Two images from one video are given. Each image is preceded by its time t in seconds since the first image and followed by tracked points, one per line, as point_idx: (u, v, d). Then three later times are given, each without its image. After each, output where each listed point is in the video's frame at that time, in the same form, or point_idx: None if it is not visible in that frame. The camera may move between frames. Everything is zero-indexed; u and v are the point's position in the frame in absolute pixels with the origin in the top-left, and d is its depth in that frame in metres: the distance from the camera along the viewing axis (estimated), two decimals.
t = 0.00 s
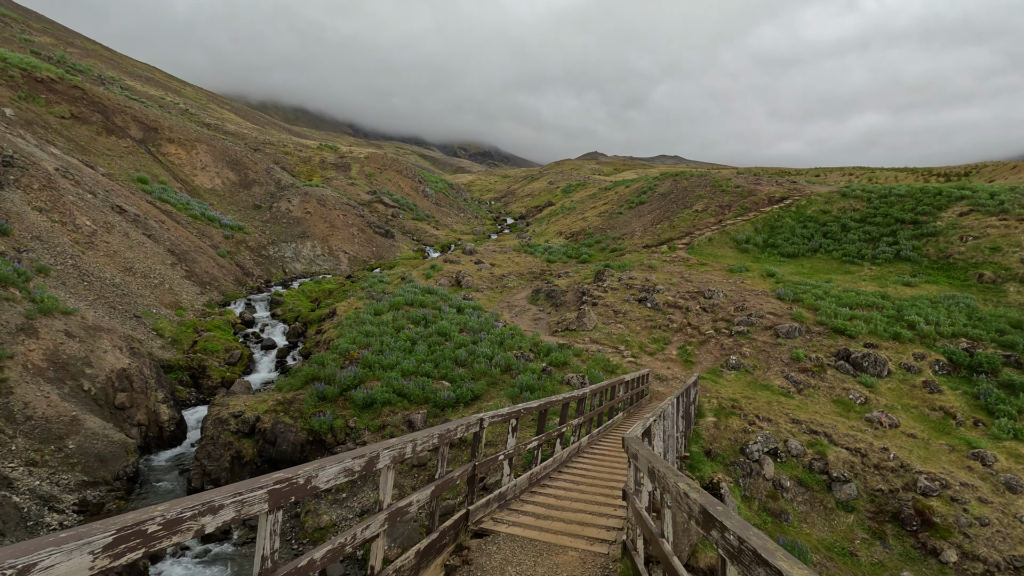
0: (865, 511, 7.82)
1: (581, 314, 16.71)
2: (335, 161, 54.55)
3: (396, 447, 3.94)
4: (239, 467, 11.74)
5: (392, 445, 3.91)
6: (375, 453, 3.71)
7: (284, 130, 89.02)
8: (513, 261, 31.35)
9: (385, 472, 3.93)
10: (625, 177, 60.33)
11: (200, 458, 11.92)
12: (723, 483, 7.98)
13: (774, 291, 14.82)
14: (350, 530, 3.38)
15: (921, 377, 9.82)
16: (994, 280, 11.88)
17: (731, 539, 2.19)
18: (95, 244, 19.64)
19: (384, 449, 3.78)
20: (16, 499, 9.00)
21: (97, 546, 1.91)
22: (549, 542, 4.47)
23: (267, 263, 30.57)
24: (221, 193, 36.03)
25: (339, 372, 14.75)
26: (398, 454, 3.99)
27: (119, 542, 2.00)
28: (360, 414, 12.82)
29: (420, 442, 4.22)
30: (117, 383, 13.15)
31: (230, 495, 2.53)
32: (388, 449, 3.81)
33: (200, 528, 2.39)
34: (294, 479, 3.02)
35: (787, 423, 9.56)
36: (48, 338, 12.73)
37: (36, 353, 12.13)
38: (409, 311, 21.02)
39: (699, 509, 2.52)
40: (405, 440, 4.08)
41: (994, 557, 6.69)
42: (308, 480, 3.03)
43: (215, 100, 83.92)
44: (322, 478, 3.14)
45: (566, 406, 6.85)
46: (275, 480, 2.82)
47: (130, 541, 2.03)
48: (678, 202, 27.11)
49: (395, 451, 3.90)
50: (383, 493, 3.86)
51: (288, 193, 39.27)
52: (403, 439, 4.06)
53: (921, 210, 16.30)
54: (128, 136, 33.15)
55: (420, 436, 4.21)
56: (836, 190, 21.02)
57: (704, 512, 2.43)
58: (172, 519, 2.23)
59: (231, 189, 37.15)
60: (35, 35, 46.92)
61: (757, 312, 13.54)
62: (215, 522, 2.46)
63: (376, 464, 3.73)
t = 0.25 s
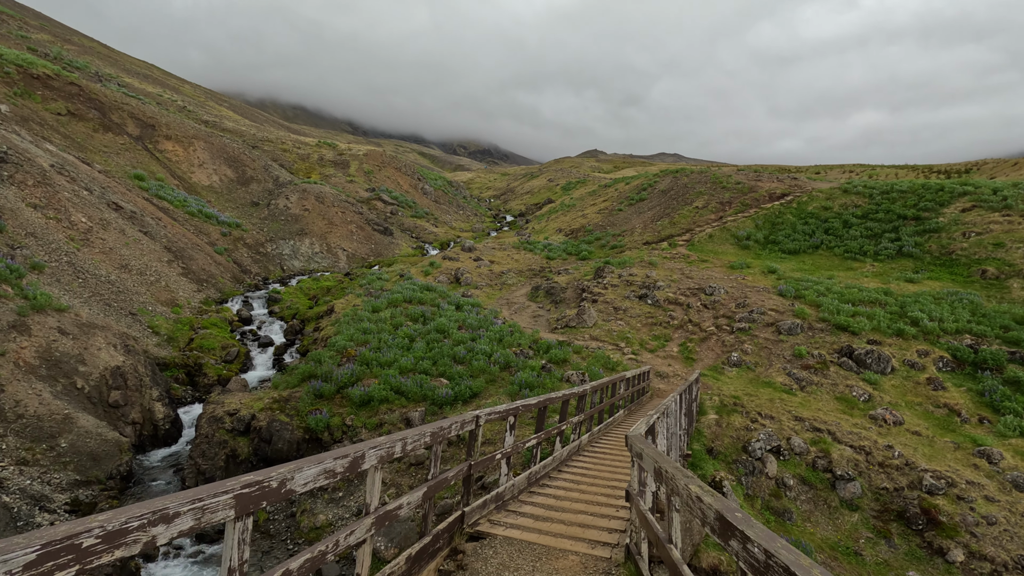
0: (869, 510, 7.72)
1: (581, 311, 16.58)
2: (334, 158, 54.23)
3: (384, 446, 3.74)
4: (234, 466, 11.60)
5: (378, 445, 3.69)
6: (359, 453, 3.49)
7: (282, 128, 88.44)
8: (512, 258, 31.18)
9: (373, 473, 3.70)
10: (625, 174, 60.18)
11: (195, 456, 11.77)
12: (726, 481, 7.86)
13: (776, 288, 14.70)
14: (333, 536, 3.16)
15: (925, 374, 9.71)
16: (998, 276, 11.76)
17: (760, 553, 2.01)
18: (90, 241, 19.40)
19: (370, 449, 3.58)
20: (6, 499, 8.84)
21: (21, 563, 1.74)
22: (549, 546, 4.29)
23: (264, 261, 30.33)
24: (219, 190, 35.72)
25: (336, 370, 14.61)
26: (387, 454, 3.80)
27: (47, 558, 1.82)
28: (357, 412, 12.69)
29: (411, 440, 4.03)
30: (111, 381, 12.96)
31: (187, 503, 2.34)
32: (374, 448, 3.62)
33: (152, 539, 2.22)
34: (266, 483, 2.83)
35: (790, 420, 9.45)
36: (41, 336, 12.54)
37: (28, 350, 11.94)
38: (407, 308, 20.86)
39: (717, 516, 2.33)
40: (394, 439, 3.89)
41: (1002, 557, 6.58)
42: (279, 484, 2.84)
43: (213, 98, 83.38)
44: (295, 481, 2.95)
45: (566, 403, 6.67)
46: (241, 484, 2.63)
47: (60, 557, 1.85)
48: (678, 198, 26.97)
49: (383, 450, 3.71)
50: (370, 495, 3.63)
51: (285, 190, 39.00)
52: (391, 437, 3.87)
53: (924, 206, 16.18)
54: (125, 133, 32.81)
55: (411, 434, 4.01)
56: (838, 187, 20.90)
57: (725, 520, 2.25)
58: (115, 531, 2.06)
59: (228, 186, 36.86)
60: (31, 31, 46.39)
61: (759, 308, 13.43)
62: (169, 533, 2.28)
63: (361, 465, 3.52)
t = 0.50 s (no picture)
0: (873, 510, 7.62)
1: (580, 309, 16.45)
2: (331, 156, 53.89)
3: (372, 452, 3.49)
4: (227, 467, 11.42)
5: (363, 452, 3.41)
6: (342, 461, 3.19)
7: (278, 127, 87.89)
8: (510, 256, 31.03)
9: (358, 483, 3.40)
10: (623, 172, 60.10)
11: (187, 457, 11.61)
12: (728, 482, 7.73)
13: (776, 286, 14.61)
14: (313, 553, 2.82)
15: (928, 373, 9.62)
16: (999, 273, 11.68)
17: None
18: (83, 239, 19.11)
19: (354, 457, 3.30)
20: None
21: None
22: (549, 555, 4.06)
23: (260, 259, 30.03)
24: (214, 188, 35.37)
25: (331, 369, 14.43)
26: (374, 461, 3.55)
27: None
28: (353, 412, 12.54)
29: (403, 446, 3.82)
30: (103, 381, 12.73)
31: (136, 523, 1.98)
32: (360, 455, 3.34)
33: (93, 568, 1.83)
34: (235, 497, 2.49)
35: (792, 419, 9.35)
36: (30, 335, 12.29)
37: (17, 350, 11.70)
38: (404, 306, 20.69)
39: (742, 535, 2.04)
40: (382, 445, 3.64)
41: (1008, 558, 6.49)
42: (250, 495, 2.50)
43: (209, 97, 82.78)
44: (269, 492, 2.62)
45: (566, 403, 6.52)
46: (205, 499, 2.29)
47: None
48: (677, 196, 26.87)
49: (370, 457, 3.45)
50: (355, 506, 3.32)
51: (282, 188, 38.69)
52: (379, 444, 3.62)
53: (924, 203, 16.11)
54: (120, 131, 32.43)
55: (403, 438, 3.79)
56: (837, 184, 20.83)
57: (749, 538, 1.96)
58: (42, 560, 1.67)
59: (225, 184, 36.50)
60: (25, 29, 45.85)
61: (759, 307, 13.33)
62: (107, 563, 1.87)
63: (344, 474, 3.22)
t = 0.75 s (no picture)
0: (877, 510, 7.52)
1: (578, 307, 16.31)
2: (327, 155, 53.51)
3: (359, 454, 3.13)
4: (220, 468, 11.22)
5: (350, 452, 3.07)
6: (326, 463, 2.86)
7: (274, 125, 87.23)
8: (508, 254, 30.85)
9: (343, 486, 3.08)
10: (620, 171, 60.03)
11: (179, 458, 11.41)
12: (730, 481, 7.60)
13: (776, 283, 14.52)
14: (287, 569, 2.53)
15: (931, 369, 9.53)
16: (999, 269, 11.61)
17: None
18: (74, 237, 18.78)
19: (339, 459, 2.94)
20: None
21: None
22: (552, 561, 3.83)
23: (256, 258, 29.70)
24: (209, 187, 34.96)
25: (327, 368, 14.23)
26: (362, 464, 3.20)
27: None
28: (348, 411, 12.36)
29: (392, 447, 3.51)
30: (93, 381, 12.46)
31: (62, 545, 1.62)
32: (345, 458, 2.98)
33: None
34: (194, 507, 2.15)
35: (794, 417, 9.24)
36: (18, 334, 12.02)
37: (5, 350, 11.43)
38: (400, 305, 20.50)
39: (785, 550, 1.83)
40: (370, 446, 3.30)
41: (1016, 558, 6.39)
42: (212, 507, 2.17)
43: (204, 95, 82.06)
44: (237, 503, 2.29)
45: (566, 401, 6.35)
46: (154, 511, 1.94)
47: None
48: (675, 194, 26.77)
49: (357, 459, 3.09)
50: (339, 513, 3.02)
51: (278, 187, 38.35)
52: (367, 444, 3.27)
53: (923, 199, 16.06)
54: (113, 129, 32.00)
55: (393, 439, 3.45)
56: (836, 181, 20.77)
57: (796, 554, 1.75)
58: None
59: (220, 183, 36.11)
60: (16, 26, 45.19)
61: (759, 304, 13.23)
62: None
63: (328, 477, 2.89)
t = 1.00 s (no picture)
0: (878, 512, 7.41)
1: (574, 308, 16.18)
2: (322, 155, 53.15)
3: (338, 464, 2.72)
4: (210, 473, 10.96)
5: (328, 463, 2.65)
6: (299, 477, 2.45)
7: (268, 126, 86.53)
8: (503, 255, 30.72)
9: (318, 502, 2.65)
10: (616, 171, 60.09)
11: (167, 463, 11.09)
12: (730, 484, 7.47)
13: (773, 283, 14.47)
14: None
15: (930, 369, 9.47)
16: (996, 269, 11.60)
17: None
18: (63, 238, 18.40)
19: (314, 471, 2.53)
20: None
21: None
22: None
23: (249, 259, 29.34)
24: (202, 187, 34.52)
25: (319, 369, 14.00)
26: (342, 475, 2.79)
27: None
28: (341, 414, 12.16)
29: (376, 456, 3.05)
30: (80, 384, 12.13)
31: None
32: (321, 470, 2.57)
33: None
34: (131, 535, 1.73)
35: (793, 418, 9.14)
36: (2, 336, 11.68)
37: None
38: (395, 305, 20.29)
39: None
40: (352, 454, 2.87)
41: (1019, 560, 6.31)
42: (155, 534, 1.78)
43: (198, 96, 81.35)
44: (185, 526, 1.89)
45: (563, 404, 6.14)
46: (75, 545, 1.53)
47: None
48: (671, 194, 26.74)
49: (336, 472, 2.68)
50: (316, 532, 2.61)
51: (271, 187, 37.98)
52: (348, 453, 2.84)
53: (919, 199, 16.07)
54: (104, 129, 31.55)
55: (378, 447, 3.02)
56: (831, 181, 20.78)
57: None
58: None
59: (213, 183, 35.69)
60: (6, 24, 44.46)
61: (756, 304, 13.17)
62: None
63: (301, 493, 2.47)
